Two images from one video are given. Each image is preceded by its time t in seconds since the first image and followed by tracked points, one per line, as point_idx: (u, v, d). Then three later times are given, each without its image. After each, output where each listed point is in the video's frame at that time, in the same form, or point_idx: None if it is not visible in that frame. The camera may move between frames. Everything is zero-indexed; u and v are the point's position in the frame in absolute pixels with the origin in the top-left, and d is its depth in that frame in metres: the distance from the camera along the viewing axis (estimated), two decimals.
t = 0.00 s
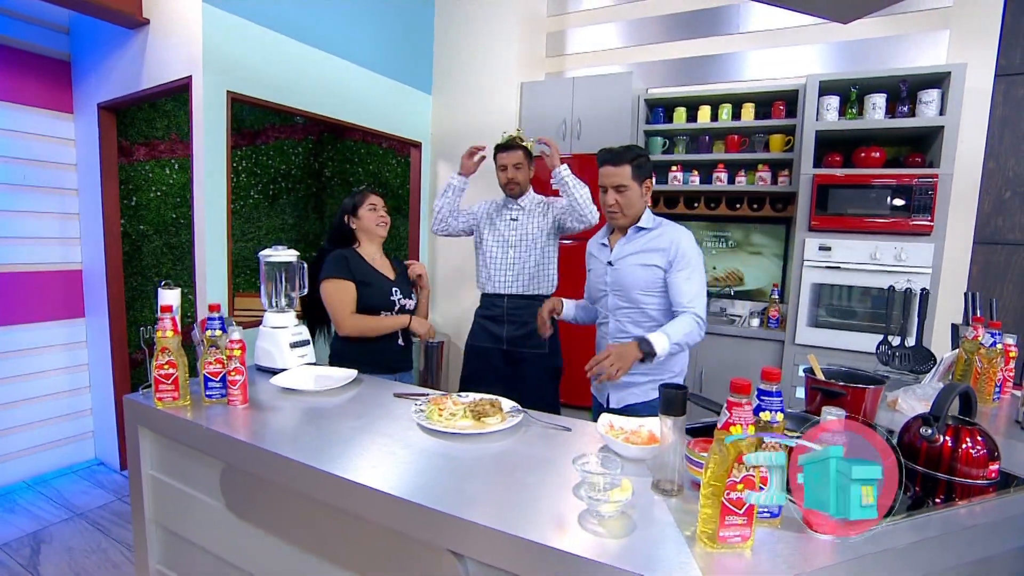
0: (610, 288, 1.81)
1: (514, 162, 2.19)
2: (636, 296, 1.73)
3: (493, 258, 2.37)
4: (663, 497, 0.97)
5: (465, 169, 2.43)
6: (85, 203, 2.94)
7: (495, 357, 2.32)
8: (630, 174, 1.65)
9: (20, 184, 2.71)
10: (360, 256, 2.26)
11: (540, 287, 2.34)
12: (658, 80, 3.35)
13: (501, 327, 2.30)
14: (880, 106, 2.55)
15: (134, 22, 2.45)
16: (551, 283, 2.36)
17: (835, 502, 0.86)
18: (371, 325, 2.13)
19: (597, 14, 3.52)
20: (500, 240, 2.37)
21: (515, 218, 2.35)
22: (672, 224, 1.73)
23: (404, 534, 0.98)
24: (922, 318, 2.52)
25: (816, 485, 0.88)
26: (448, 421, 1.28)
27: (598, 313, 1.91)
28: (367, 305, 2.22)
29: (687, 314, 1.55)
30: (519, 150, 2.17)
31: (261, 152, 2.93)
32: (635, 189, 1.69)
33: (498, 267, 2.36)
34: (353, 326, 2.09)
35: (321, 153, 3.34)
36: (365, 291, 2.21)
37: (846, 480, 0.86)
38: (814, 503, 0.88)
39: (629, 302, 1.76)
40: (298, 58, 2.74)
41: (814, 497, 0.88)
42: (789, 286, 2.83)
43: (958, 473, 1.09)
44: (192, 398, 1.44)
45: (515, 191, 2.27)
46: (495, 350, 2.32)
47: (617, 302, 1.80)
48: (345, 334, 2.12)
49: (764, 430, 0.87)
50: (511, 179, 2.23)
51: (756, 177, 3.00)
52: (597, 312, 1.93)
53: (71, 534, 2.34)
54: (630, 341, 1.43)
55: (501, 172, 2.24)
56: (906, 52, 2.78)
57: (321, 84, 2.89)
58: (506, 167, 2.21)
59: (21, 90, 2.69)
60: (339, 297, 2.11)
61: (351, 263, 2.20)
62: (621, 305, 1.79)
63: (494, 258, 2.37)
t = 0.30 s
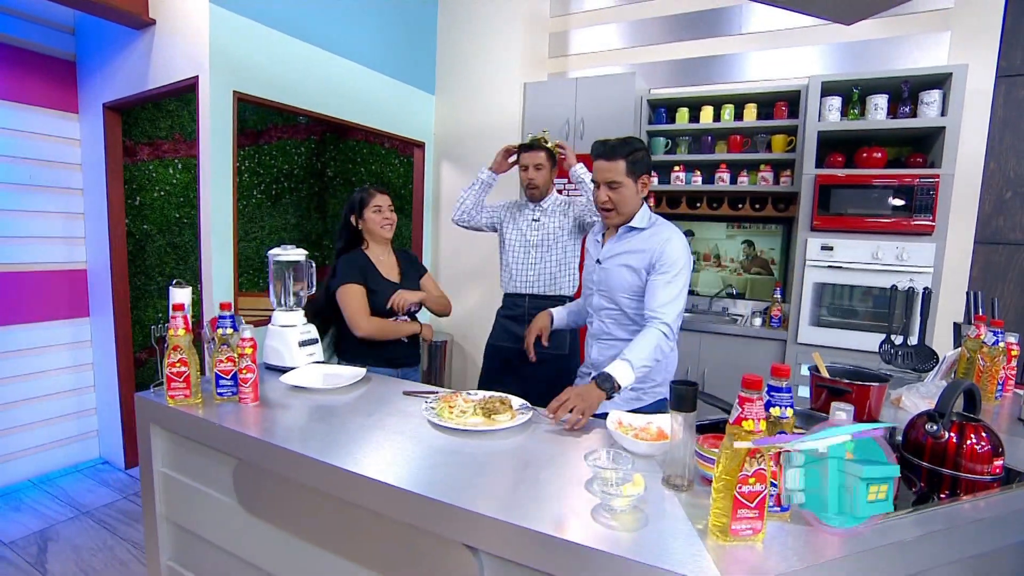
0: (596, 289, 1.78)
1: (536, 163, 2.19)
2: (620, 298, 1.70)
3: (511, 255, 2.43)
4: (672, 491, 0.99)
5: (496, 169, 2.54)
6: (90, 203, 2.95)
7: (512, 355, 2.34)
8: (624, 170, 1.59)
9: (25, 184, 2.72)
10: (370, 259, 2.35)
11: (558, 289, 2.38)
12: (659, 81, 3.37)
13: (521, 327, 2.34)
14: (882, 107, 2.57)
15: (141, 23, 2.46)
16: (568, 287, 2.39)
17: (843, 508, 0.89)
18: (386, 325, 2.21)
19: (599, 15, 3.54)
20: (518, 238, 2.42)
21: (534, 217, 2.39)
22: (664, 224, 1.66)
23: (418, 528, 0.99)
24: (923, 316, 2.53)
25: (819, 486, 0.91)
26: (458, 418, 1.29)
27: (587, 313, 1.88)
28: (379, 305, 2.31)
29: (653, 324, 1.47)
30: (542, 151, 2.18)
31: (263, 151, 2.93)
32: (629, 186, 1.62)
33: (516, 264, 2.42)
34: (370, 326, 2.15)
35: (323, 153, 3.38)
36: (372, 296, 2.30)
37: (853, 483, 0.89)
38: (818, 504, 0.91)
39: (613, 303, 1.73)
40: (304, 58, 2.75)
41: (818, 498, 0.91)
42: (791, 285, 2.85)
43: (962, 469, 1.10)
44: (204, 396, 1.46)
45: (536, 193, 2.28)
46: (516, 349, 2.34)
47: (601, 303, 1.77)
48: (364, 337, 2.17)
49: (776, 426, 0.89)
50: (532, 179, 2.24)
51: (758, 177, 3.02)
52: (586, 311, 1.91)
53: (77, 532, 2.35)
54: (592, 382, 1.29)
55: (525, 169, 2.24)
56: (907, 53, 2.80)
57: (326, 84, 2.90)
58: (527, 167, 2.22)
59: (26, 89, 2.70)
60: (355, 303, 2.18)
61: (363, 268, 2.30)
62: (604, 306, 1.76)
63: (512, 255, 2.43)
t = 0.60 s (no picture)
0: (595, 292, 1.74)
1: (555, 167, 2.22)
2: (621, 302, 1.68)
3: (525, 253, 2.48)
4: (684, 486, 1.01)
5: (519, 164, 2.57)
6: (97, 203, 2.96)
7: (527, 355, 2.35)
8: (619, 170, 1.56)
9: (33, 184, 2.73)
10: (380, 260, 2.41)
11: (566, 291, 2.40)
12: (663, 81, 3.39)
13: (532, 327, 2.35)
14: (885, 107, 2.59)
15: (148, 23, 2.47)
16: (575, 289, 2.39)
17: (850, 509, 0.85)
18: (405, 317, 2.30)
19: (603, 16, 3.55)
20: (532, 237, 2.46)
21: (551, 217, 2.42)
22: (664, 227, 1.66)
23: (434, 523, 1.00)
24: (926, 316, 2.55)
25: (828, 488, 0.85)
26: (470, 416, 1.30)
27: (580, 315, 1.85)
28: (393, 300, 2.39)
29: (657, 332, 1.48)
30: (561, 155, 2.19)
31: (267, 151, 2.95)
32: (623, 187, 1.59)
33: (528, 263, 2.46)
34: (389, 317, 2.24)
35: (327, 153, 3.43)
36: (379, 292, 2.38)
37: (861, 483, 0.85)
38: (823, 505, 0.86)
39: (614, 307, 1.71)
40: (310, 59, 2.77)
41: (826, 500, 0.86)
42: (794, 284, 2.86)
43: (969, 465, 1.12)
44: (216, 394, 1.47)
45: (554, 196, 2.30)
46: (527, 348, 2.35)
47: (599, 306, 1.74)
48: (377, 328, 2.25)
49: (786, 421, 0.90)
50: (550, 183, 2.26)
51: (762, 178, 3.03)
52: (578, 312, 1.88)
53: (86, 530, 2.37)
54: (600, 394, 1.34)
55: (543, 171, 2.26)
56: (911, 53, 2.81)
57: (332, 85, 2.92)
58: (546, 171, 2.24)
59: (34, 90, 2.72)
60: (367, 296, 2.25)
61: (374, 265, 2.36)
62: (603, 310, 1.73)
63: (525, 253, 2.47)
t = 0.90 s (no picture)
0: (583, 294, 1.70)
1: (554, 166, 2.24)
2: (611, 302, 1.67)
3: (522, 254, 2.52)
4: (695, 481, 1.02)
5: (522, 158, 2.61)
6: (102, 203, 2.97)
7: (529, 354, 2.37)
8: (607, 174, 1.53)
9: (39, 184, 2.75)
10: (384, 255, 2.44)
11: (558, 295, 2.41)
12: (665, 82, 3.40)
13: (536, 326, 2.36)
14: (887, 107, 2.61)
15: (155, 24, 2.48)
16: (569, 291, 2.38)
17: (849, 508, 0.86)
18: (394, 316, 2.33)
19: (605, 16, 3.57)
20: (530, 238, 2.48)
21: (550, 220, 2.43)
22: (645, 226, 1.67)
23: (448, 517, 1.01)
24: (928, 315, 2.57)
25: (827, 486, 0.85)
26: (480, 412, 1.31)
27: (561, 317, 1.79)
28: (389, 297, 2.41)
29: (660, 328, 1.50)
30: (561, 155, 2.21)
31: (271, 151, 2.96)
32: (612, 191, 1.58)
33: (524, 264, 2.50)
34: (375, 314, 2.28)
35: (329, 153, 3.35)
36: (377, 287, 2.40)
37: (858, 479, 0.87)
38: (823, 505, 0.86)
39: (604, 308, 1.69)
40: (315, 59, 2.78)
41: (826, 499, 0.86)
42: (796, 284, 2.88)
43: (974, 460, 1.14)
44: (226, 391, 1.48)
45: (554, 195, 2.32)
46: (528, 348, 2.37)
47: (589, 308, 1.70)
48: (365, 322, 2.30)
49: (796, 416, 0.91)
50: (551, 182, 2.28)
51: (764, 178, 3.06)
52: (555, 314, 1.82)
53: (93, 528, 2.38)
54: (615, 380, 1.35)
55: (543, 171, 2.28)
56: (913, 54, 2.83)
57: (337, 85, 2.93)
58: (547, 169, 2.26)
59: (40, 91, 2.73)
60: (363, 290, 2.31)
61: (378, 262, 2.41)
62: (594, 312, 1.70)
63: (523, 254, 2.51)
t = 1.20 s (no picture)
0: (550, 292, 1.65)
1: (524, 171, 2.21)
2: (577, 297, 1.65)
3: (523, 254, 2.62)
4: (702, 475, 1.04)
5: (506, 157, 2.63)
6: (104, 202, 2.97)
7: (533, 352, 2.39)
8: (568, 173, 1.51)
9: (41, 183, 2.75)
10: (375, 253, 2.45)
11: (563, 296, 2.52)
12: (664, 83, 3.43)
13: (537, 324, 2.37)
14: (885, 108, 2.63)
15: (157, 23, 2.49)
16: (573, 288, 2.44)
17: (850, 509, 0.85)
18: (387, 313, 2.33)
19: (605, 16, 3.58)
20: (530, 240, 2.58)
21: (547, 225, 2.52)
22: (599, 221, 1.71)
23: (458, 511, 1.02)
24: (926, 312, 2.60)
25: (828, 485, 0.85)
26: (488, 408, 1.32)
27: (524, 317, 1.72)
28: (383, 295, 2.42)
29: (628, 311, 1.57)
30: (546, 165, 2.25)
31: (270, 150, 2.96)
32: (570, 190, 1.57)
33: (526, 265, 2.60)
34: (369, 311, 2.30)
35: (329, 153, 3.40)
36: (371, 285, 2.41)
37: (859, 481, 0.86)
38: (823, 505, 0.86)
39: (572, 303, 1.66)
40: (316, 59, 2.78)
41: (825, 498, 0.86)
42: (796, 282, 2.90)
43: (973, 454, 1.15)
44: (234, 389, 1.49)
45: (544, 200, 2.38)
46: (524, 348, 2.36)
47: (555, 305, 1.66)
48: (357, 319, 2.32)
49: (801, 410, 0.93)
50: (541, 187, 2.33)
51: (763, 177, 3.08)
52: (516, 314, 1.74)
53: (95, 526, 2.38)
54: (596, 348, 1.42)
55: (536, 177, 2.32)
56: (911, 54, 2.86)
57: (339, 85, 2.94)
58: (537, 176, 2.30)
59: (42, 90, 2.73)
60: (356, 287, 2.32)
61: (370, 260, 2.42)
62: (562, 308, 1.66)
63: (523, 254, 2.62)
